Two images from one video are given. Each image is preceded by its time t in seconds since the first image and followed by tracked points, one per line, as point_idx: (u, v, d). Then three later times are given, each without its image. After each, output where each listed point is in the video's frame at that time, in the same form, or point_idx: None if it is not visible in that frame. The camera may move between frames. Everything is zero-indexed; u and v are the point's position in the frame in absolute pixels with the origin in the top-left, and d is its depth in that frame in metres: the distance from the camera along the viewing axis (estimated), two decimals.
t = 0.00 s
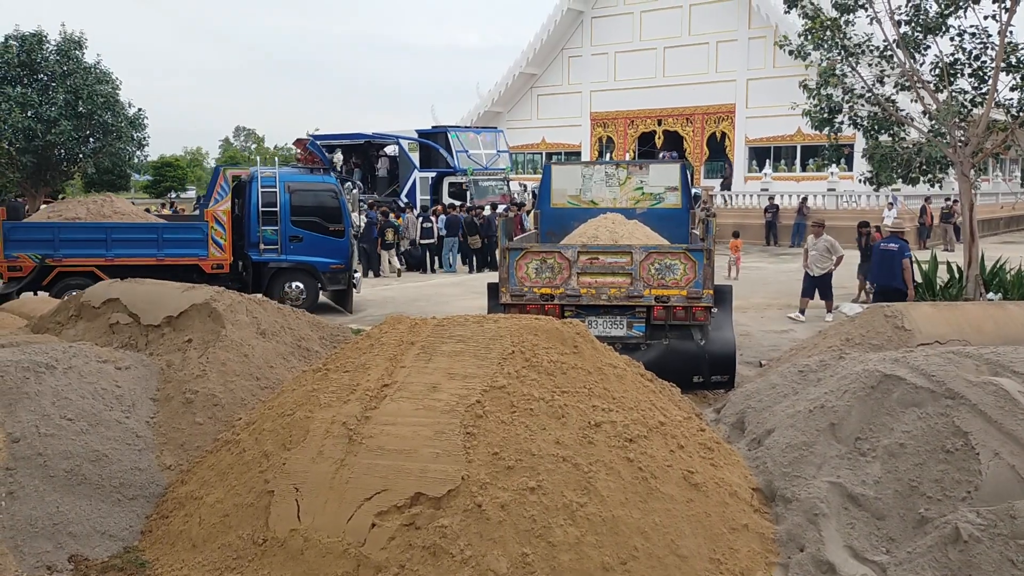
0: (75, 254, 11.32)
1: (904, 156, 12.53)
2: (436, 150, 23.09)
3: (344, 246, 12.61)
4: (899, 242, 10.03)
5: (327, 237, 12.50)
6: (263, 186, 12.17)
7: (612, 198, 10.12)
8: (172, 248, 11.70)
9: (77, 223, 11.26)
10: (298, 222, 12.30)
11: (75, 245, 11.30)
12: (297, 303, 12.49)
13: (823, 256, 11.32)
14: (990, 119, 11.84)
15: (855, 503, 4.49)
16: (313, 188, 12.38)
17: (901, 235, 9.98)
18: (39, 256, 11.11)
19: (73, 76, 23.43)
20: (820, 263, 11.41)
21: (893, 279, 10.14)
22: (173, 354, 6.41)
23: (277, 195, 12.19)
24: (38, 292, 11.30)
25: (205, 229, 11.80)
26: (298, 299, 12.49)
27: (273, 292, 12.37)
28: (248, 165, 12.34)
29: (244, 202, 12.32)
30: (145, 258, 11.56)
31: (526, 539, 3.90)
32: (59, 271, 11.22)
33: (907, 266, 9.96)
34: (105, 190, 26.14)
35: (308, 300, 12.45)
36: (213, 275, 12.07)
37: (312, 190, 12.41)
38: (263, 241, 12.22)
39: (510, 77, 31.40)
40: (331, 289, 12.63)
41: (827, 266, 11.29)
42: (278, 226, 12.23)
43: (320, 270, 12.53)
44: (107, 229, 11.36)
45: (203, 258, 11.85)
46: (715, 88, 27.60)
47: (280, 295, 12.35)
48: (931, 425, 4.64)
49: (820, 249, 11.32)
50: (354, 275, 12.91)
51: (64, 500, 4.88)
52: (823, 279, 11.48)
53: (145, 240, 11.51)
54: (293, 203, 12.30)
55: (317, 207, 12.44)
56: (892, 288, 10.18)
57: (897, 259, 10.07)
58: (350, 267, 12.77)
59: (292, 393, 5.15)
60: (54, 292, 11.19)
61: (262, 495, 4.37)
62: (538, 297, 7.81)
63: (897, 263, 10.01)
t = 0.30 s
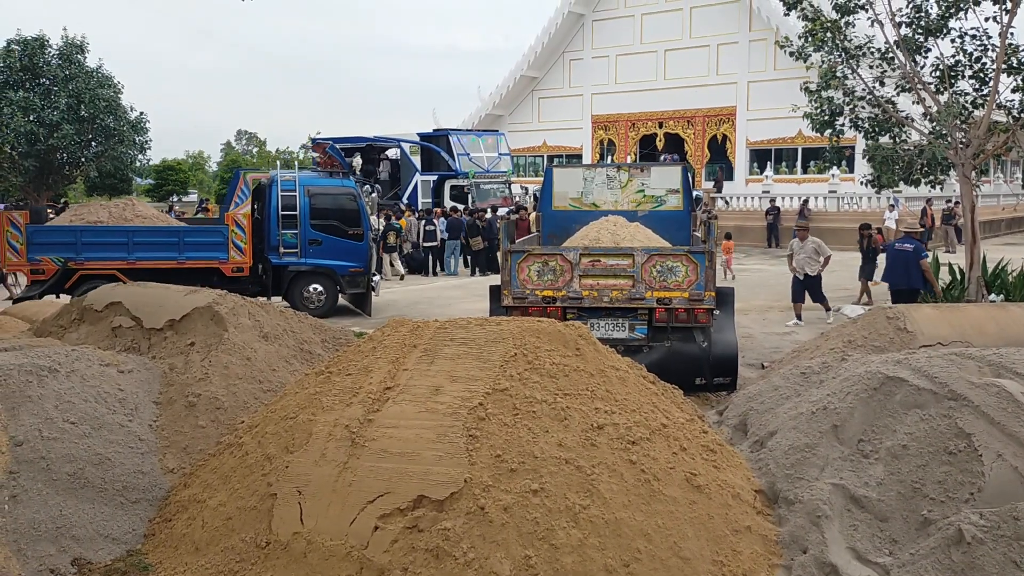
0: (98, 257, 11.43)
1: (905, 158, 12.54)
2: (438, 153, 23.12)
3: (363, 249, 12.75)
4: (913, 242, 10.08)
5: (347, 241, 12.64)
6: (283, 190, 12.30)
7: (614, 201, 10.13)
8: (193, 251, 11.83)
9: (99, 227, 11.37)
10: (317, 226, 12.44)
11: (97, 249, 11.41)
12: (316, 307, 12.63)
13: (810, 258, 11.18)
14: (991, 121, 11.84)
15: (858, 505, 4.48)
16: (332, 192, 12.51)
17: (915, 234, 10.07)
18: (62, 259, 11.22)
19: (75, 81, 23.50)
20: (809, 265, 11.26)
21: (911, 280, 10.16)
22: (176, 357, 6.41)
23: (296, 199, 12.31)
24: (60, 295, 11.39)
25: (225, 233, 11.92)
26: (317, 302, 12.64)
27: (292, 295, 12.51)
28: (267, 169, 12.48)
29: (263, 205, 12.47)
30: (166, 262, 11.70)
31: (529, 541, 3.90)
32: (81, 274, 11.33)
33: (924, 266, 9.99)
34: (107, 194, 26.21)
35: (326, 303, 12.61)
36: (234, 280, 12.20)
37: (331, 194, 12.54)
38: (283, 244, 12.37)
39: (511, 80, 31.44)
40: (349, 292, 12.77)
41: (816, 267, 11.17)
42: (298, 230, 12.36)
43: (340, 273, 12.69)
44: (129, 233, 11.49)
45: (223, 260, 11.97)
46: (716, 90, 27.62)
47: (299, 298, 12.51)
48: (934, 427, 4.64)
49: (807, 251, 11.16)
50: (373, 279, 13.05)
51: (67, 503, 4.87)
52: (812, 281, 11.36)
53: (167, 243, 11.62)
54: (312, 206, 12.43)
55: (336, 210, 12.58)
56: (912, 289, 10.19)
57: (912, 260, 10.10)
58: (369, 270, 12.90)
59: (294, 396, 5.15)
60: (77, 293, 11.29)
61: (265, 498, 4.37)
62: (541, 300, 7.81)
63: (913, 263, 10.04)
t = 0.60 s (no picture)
0: (117, 259, 11.59)
1: (905, 158, 12.54)
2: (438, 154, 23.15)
3: (380, 250, 12.78)
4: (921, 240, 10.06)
5: (364, 242, 12.68)
6: (301, 191, 12.38)
7: (614, 201, 10.13)
8: (212, 253, 11.95)
9: (119, 228, 11.56)
10: (335, 227, 12.50)
11: (116, 250, 11.57)
12: (335, 307, 12.73)
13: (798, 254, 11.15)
14: (992, 120, 11.84)
15: (860, 504, 4.48)
16: (349, 192, 12.56)
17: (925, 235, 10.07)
18: (82, 260, 11.42)
19: (75, 83, 23.59)
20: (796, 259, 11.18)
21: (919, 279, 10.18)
22: (177, 359, 6.41)
23: (313, 200, 12.38)
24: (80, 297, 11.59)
25: (243, 234, 12.03)
26: (335, 302, 12.73)
27: (310, 296, 12.59)
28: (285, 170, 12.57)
29: (281, 206, 12.55)
30: (186, 262, 11.82)
31: (531, 542, 3.90)
32: (102, 275, 11.51)
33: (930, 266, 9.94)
34: (109, 196, 26.33)
35: (345, 304, 12.70)
36: (252, 280, 12.32)
37: (348, 195, 12.59)
38: (301, 245, 12.45)
39: (511, 81, 31.44)
40: (367, 292, 12.83)
41: (802, 264, 11.11)
42: (315, 231, 12.44)
43: (357, 274, 12.74)
44: (148, 234, 11.65)
45: (242, 262, 12.08)
46: (716, 90, 27.62)
47: (317, 298, 12.59)
48: (936, 426, 4.64)
49: (796, 248, 11.07)
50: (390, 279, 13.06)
51: (69, 505, 4.87)
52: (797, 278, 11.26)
53: (186, 244, 11.76)
54: (329, 207, 12.49)
55: (353, 211, 12.62)
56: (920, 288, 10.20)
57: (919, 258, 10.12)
58: (386, 271, 12.93)
59: (295, 398, 5.15)
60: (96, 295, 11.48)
61: (267, 500, 4.37)
62: (541, 300, 7.82)
63: (920, 262, 10.03)
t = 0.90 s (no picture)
0: (142, 259, 11.80)
1: (909, 156, 12.52)
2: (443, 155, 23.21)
3: (401, 250, 12.93)
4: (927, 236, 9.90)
5: (385, 242, 12.83)
6: (323, 191, 12.55)
7: (618, 201, 10.13)
8: (235, 253, 12.18)
9: (143, 229, 11.75)
10: (356, 227, 12.66)
11: (141, 250, 11.77)
12: (357, 306, 12.83)
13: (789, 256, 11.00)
14: (996, 118, 11.80)
15: (866, 504, 4.47)
16: (370, 193, 12.72)
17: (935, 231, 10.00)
18: (107, 261, 11.62)
19: (78, 84, 24.79)
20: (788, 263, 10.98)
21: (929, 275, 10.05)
22: (181, 360, 6.41)
23: (335, 200, 12.55)
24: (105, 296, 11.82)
25: (266, 234, 12.24)
26: (356, 302, 12.83)
27: (332, 295, 12.72)
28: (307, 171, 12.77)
29: (302, 206, 12.68)
30: (210, 263, 12.04)
31: (537, 542, 3.90)
32: (127, 275, 11.73)
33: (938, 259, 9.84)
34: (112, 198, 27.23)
35: (367, 304, 12.81)
36: (273, 280, 12.52)
37: (369, 195, 12.75)
38: (323, 245, 12.60)
39: (513, 81, 31.42)
40: (387, 292, 12.96)
41: (791, 267, 10.91)
42: (337, 231, 12.59)
43: (377, 274, 12.88)
44: (173, 235, 11.85)
45: (265, 262, 12.31)
46: (719, 89, 27.58)
47: (338, 297, 12.71)
48: (942, 425, 4.63)
49: (785, 250, 11.00)
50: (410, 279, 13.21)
51: (74, 507, 4.88)
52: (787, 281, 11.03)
53: (210, 245, 11.99)
54: (351, 207, 12.66)
55: (374, 211, 12.79)
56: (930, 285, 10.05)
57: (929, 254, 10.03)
58: (406, 271, 13.07)
59: (300, 398, 5.15)
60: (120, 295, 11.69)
61: (272, 500, 4.37)
62: (545, 300, 7.80)
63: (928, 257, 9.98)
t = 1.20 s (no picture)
0: (167, 258, 11.90)
1: (913, 155, 12.51)
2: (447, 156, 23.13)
3: (422, 249, 13.07)
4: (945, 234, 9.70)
5: (408, 242, 12.96)
6: (346, 191, 12.63)
7: (620, 200, 10.12)
8: (259, 253, 12.34)
9: (169, 229, 11.86)
10: (379, 227, 12.75)
11: (167, 250, 11.88)
12: (379, 305, 12.93)
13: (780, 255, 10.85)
14: (999, 116, 11.78)
15: (871, 503, 4.47)
16: (392, 193, 12.84)
17: (954, 229, 9.85)
18: (134, 260, 11.71)
19: (81, 86, 24.98)
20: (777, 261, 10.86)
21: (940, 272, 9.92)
22: (185, 361, 6.42)
23: (358, 201, 12.64)
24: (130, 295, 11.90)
25: (290, 234, 12.41)
26: (378, 301, 12.93)
27: (354, 295, 12.80)
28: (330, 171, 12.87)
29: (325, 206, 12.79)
30: (234, 262, 12.17)
31: (542, 542, 3.89)
32: (153, 274, 11.81)
33: (954, 258, 9.71)
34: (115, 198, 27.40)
35: (388, 304, 12.95)
36: (296, 280, 12.67)
37: (392, 195, 12.87)
38: (346, 245, 12.70)
39: (515, 81, 31.41)
40: (409, 292, 13.06)
41: (782, 266, 10.79)
42: (360, 231, 12.68)
43: (399, 273, 12.99)
44: (199, 234, 11.98)
45: (288, 262, 12.47)
46: (721, 88, 27.56)
47: (361, 297, 12.80)
48: (947, 424, 4.62)
49: (777, 248, 10.86)
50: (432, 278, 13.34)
51: (78, 507, 4.88)
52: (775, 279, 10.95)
53: (235, 245, 12.13)
54: (373, 207, 12.75)
55: (396, 211, 12.91)
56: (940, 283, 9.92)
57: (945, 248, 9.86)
58: (428, 270, 13.18)
59: (304, 399, 5.15)
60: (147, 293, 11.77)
61: (277, 501, 4.37)
62: (548, 300, 7.79)
63: (943, 256, 9.89)
